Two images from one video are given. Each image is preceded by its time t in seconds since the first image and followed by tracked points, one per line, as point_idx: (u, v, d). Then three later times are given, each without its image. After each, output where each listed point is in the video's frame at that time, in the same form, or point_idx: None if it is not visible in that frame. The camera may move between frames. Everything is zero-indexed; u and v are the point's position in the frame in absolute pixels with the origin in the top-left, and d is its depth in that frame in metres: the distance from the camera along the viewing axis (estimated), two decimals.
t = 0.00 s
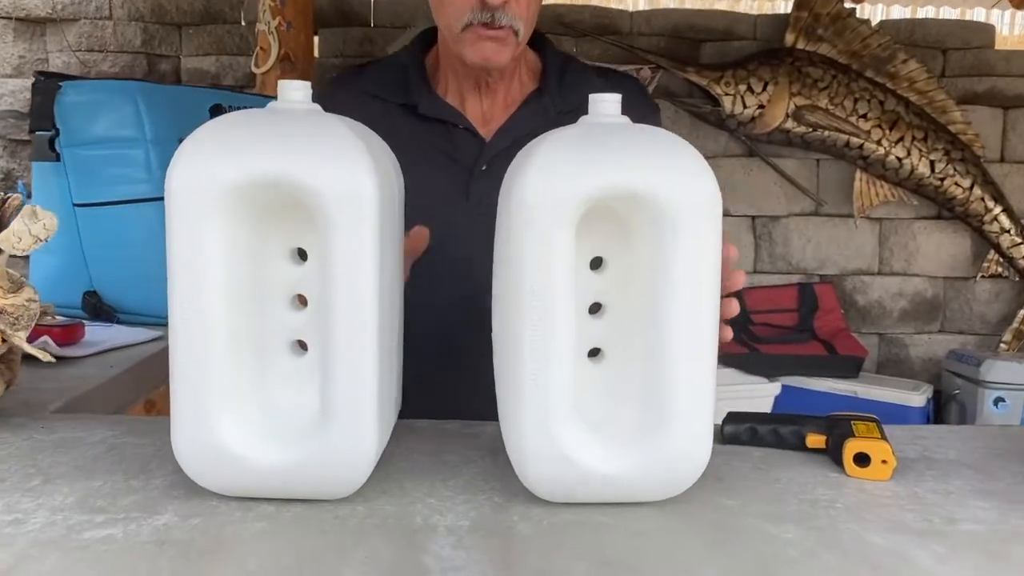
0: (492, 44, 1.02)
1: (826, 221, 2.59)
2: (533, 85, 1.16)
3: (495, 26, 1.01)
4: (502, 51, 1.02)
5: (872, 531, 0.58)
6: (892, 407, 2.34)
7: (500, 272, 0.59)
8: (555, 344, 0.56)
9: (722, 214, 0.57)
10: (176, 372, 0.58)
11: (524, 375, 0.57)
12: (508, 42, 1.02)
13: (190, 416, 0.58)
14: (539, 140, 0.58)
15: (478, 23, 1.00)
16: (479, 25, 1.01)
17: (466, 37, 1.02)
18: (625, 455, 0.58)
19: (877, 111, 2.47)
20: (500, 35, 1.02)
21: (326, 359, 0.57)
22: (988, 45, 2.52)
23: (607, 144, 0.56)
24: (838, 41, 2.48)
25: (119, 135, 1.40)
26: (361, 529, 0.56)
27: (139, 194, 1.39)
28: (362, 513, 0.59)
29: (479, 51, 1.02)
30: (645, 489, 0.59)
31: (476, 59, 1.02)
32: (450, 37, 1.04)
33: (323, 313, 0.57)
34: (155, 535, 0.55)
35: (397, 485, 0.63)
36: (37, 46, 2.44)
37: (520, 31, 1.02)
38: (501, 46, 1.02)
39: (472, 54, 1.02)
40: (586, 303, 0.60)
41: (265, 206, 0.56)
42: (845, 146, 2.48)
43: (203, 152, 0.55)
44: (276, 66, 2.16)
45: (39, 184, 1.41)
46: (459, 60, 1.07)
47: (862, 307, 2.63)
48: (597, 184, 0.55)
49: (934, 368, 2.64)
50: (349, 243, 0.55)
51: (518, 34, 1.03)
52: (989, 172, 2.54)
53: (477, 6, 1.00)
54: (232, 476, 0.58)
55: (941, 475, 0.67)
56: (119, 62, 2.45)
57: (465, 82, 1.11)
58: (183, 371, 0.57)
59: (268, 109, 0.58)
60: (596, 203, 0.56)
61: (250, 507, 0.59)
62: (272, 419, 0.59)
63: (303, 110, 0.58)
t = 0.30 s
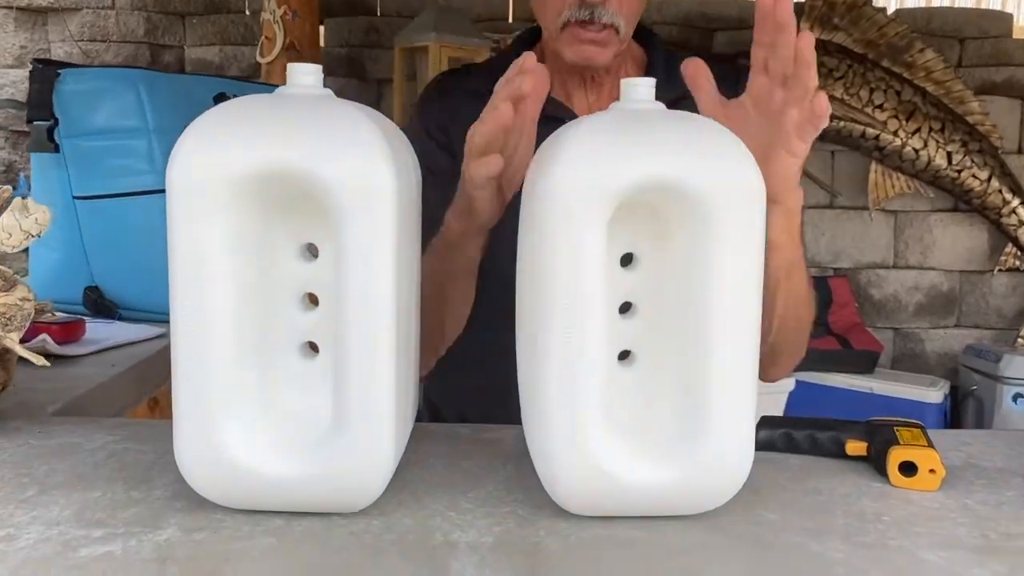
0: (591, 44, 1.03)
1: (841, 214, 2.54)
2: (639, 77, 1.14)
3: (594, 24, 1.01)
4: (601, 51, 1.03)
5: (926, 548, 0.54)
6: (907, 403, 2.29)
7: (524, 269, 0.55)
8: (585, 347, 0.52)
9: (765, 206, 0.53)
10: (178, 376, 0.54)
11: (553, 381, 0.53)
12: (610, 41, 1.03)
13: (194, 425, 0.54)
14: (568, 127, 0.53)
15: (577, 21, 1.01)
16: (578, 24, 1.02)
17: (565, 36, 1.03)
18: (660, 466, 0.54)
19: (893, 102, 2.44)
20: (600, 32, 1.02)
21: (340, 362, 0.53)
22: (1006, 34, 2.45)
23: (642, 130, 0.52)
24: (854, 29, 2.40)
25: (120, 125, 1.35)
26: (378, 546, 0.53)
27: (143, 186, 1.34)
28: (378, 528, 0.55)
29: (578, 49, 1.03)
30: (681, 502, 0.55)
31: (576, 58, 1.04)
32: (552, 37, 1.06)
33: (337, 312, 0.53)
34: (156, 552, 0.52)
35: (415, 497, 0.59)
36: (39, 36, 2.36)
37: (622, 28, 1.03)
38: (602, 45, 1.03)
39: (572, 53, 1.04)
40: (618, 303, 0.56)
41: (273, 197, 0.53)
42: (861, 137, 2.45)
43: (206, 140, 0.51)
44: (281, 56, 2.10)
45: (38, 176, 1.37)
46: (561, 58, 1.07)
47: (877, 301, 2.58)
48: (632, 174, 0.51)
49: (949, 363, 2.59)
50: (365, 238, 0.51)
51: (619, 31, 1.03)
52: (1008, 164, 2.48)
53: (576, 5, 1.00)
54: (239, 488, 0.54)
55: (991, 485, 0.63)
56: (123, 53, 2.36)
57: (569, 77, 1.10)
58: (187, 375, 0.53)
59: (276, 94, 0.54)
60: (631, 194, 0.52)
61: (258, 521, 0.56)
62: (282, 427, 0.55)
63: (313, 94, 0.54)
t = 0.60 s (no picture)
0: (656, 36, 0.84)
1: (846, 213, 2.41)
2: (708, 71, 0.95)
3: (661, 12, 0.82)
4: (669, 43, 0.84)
5: (990, 555, 0.50)
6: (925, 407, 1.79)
7: (557, 258, 0.51)
8: (625, 341, 0.48)
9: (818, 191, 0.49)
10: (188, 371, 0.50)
11: (590, 376, 0.49)
12: (675, 28, 0.83)
13: (204, 425, 0.50)
14: (605, 106, 0.50)
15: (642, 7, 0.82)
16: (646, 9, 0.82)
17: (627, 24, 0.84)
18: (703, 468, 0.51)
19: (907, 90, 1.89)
20: (667, 22, 0.83)
21: (361, 355, 0.49)
22: None
23: (685, 108, 0.48)
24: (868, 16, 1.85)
25: (122, 113, 1.27)
26: (402, 555, 0.49)
27: (149, 175, 1.27)
28: (402, 535, 0.51)
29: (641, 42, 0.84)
30: (725, 507, 0.52)
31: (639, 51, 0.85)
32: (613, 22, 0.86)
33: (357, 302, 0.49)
34: (165, 560, 0.48)
35: (440, 502, 0.56)
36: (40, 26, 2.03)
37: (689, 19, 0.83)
38: (668, 33, 0.83)
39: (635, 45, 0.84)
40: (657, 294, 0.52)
41: (289, 178, 0.49)
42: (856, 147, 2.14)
43: (219, 118, 0.47)
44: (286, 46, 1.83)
45: (39, 164, 1.30)
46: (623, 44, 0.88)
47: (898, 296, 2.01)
48: (677, 155, 0.47)
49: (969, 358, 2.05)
50: (389, 224, 0.47)
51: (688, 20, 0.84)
52: None
53: None
54: (252, 492, 0.51)
55: None
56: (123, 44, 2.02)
57: (630, 62, 0.92)
58: (198, 369, 0.49)
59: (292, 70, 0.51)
60: (674, 177, 0.48)
61: (274, 527, 0.52)
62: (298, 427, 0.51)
63: (331, 70, 0.51)
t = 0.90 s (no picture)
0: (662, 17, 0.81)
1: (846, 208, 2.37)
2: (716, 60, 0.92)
3: None
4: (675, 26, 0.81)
5: (1015, 558, 0.48)
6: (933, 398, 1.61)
7: (565, 250, 0.49)
8: (636, 337, 0.46)
9: (839, 179, 0.47)
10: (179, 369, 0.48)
11: (600, 373, 0.47)
12: (682, 12, 0.81)
13: (197, 423, 0.48)
14: (615, 90, 0.48)
15: None
16: None
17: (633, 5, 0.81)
18: (718, 470, 0.49)
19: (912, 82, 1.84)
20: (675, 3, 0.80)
21: (360, 352, 0.47)
22: None
23: (699, 93, 0.46)
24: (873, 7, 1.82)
25: (116, 104, 1.24)
26: (403, 560, 0.47)
27: (144, 168, 1.25)
28: (403, 538, 0.49)
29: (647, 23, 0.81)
30: (739, 510, 0.50)
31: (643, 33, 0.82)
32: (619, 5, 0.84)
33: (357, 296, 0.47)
34: (157, 565, 0.46)
35: (443, 504, 0.54)
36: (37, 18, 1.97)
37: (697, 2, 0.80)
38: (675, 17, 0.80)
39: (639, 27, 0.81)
40: (669, 287, 0.50)
41: (286, 167, 0.47)
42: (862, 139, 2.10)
43: (212, 103, 0.45)
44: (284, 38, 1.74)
45: (33, 157, 1.27)
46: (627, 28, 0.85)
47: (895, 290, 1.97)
48: (691, 141, 0.45)
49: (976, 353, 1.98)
50: (389, 214, 0.45)
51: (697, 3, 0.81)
52: None
53: None
54: (247, 494, 0.49)
55: None
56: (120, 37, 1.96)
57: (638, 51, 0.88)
58: (191, 366, 0.47)
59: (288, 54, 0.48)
60: (687, 165, 0.46)
61: (271, 530, 0.50)
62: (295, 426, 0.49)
63: (329, 54, 0.48)
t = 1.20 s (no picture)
0: (658, 12, 0.80)
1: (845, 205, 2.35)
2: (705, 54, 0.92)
3: None
4: (670, 21, 0.81)
5: (1014, 566, 0.47)
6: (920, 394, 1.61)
7: (554, 253, 0.48)
8: (628, 341, 0.46)
9: (833, 179, 0.46)
10: (161, 375, 0.47)
11: (590, 378, 0.46)
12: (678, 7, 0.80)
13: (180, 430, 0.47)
14: (605, 90, 0.47)
15: None
16: None
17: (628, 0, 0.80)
18: (710, 476, 0.48)
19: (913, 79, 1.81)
20: None
21: (345, 358, 0.46)
22: None
23: (690, 92, 0.45)
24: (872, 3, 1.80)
25: (106, 103, 1.23)
26: (390, 569, 0.46)
27: (133, 168, 1.23)
28: (391, 546, 0.48)
29: (643, 19, 0.80)
30: (732, 518, 0.49)
31: (638, 29, 0.81)
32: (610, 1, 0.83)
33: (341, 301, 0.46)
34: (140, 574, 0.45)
35: (432, 510, 0.53)
36: (32, 16, 1.96)
37: None
38: (670, 14, 0.80)
39: (634, 24, 0.81)
40: (661, 290, 0.49)
41: (270, 168, 0.46)
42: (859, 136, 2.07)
43: (193, 103, 0.44)
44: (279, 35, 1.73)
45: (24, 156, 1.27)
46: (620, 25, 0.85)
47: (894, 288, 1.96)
48: (681, 142, 0.44)
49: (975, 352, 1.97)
50: (375, 217, 0.44)
51: None
52: None
53: None
54: (233, 503, 0.48)
55: None
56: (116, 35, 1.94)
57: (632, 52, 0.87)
58: (173, 372, 0.46)
59: (272, 54, 0.47)
60: (678, 166, 0.45)
61: (256, 537, 0.49)
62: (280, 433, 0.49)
63: (314, 53, 0.47)
